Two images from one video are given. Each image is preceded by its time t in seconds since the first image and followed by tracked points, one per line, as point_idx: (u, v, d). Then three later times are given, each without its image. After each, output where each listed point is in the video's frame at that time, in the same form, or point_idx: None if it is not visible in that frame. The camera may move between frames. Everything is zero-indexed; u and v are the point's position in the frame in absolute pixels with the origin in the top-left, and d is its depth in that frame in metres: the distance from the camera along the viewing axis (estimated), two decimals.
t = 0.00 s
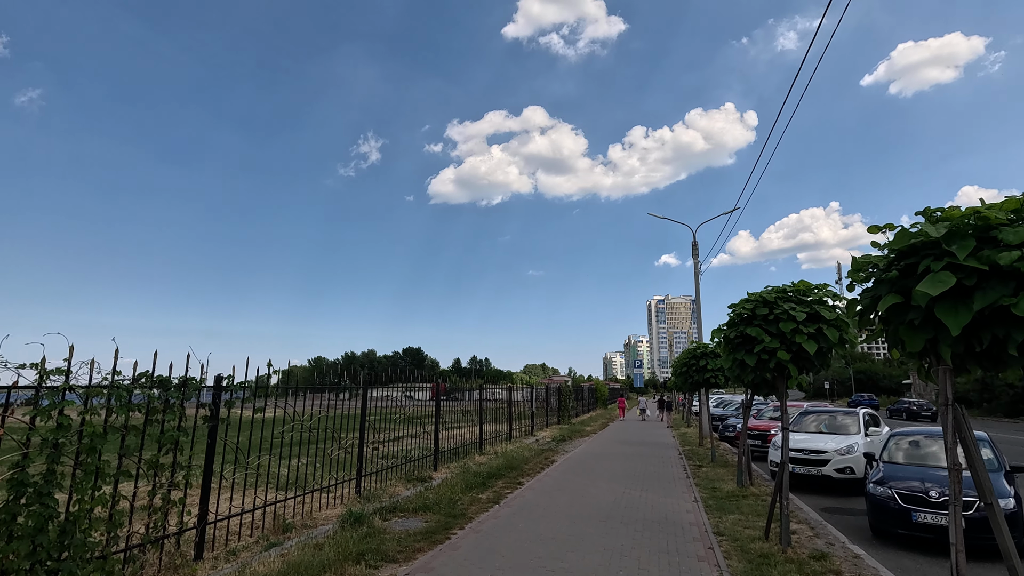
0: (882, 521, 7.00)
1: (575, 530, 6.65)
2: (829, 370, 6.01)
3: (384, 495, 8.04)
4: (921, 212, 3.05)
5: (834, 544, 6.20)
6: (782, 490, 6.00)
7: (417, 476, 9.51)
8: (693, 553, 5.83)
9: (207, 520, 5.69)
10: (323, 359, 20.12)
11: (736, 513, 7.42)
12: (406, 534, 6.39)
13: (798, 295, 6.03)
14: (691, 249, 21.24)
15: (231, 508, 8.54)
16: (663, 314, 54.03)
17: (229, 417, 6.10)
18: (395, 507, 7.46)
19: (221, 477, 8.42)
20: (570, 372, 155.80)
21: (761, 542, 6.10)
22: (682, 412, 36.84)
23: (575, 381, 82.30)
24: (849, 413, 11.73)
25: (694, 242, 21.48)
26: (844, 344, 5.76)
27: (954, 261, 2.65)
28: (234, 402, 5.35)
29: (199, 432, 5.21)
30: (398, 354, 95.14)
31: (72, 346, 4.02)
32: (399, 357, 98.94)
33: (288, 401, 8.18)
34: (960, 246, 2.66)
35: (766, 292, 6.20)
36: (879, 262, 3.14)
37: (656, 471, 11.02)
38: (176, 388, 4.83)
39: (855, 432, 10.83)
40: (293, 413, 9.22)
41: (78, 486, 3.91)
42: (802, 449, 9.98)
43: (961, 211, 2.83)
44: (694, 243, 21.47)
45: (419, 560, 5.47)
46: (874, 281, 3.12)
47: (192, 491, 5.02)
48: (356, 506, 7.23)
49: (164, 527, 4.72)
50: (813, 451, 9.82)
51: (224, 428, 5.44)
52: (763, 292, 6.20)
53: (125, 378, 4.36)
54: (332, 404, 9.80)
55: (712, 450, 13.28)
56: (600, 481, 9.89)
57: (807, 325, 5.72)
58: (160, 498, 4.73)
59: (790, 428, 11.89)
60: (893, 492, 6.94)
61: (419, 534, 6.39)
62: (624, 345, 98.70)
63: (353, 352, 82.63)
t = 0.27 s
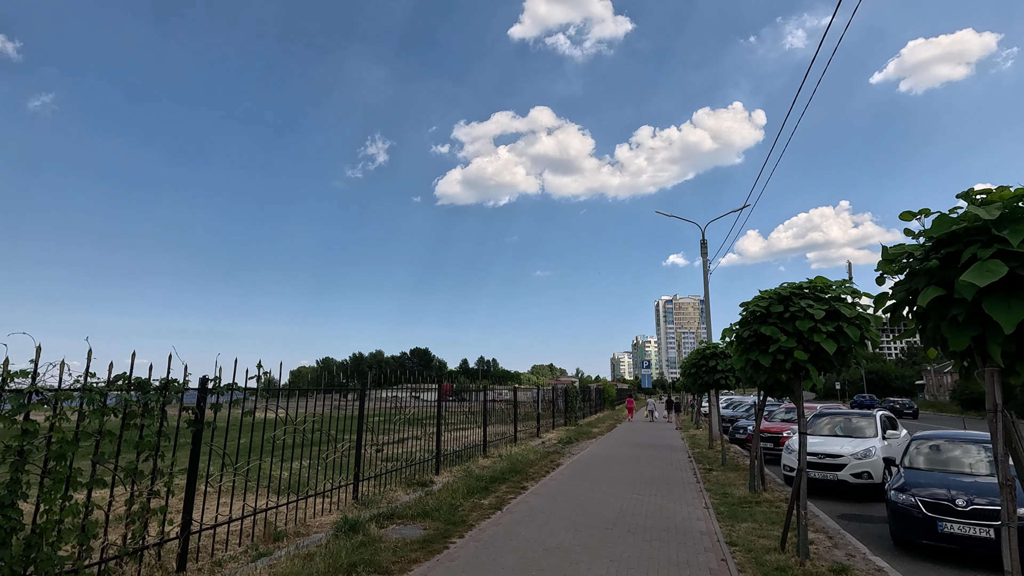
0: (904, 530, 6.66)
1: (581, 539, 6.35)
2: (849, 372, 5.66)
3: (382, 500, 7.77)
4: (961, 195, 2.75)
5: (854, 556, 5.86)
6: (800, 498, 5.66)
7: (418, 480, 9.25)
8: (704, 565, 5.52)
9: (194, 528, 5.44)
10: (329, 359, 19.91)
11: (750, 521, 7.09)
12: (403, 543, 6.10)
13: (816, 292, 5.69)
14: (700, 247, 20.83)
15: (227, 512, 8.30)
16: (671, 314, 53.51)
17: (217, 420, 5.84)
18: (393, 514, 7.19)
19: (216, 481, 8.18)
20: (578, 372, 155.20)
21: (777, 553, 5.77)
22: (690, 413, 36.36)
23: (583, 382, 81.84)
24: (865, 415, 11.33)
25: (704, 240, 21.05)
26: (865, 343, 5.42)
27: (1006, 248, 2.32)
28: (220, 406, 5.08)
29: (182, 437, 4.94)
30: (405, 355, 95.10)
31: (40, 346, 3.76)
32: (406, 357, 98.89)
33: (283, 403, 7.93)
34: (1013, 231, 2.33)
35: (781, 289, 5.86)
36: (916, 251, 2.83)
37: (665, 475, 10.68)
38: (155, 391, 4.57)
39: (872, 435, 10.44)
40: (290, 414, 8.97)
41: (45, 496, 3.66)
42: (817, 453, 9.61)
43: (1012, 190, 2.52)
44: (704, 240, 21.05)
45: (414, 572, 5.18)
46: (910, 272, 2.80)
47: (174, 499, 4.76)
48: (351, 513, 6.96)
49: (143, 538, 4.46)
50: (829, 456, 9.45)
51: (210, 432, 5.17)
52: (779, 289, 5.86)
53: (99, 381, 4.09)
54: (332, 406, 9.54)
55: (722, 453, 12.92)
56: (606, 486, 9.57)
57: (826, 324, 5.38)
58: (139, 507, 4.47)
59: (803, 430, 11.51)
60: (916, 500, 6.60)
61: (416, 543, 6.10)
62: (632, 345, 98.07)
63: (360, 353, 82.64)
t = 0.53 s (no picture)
0: (928, 537, 6.28)
1: (583, 545, 6.04)
2: (872, 369, 5.28)
3: (378, 502, 7.48)
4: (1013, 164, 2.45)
5: (875, 565, 5.51)
6: (818, 504, 5.28)
7: (417, 481, 8.96)
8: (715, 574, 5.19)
9: (174, 533, 5.17)
10: (339, 357, 19.69)
11: (762, 526, 6.75)
12: (397, 549, 5.80)
13: (836, 283, 5.31)
14: (709, 242, 20.40)
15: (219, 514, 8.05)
16: (679, 312, 53.01)
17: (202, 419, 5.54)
18: (388, 517, 6.90)
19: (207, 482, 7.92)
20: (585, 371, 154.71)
21: (792, 560, 5.44)
22: (699, 412, 35.89)
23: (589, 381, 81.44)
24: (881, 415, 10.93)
25: (713, 235, 20.61)
26: (888, 338, 5.06)
27: None
28: (200, 404, 4.80)
29: (159, 438, 4.63)
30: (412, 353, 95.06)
31: None
32: (413, 356, 98.85)
33: (275, 402, 7.66)
34: None
35: (798, 280, 5.48)
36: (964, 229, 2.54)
37: (673, 476, 10.33)
38: (128, 390, 4.29)
39: (889, 435, 10.03)
40: (284, 413, 8.70)
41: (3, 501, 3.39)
42: (832, 454, 9.22)
43: None
44: (713, 235, 20.61)
45: None
46: (956, 252, 2.48)
47: (150, 504, 4.46)
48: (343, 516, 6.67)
49: (113, 547, 4.19)
50: (845, 457, 9.07)
51: (188, 433, 4.87)
52: (796, 280, 5.48)
53: (60, 381, 3.80)
54: (328, 404, 9.27)
55: (733, 454, 12.54)
56: (612, 488, 9.24)
57: (847, 317, 5.01)
58: (110, 513, 4.20)
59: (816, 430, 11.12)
60: (941, 505, 6.23)
61: (411, 548, 5.81)
62: (640, 344, 97.40)
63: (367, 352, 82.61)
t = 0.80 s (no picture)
0: (946, 545, 5.95)
1: (580, 552, 5.73)
2: (888, 367, 4.94)
3: (367, 506, 7.17)
4: None
5: None
6: (831, 509, 4.93)
7: (410, 483, 8.65)
8: None
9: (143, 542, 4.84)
10: (338, 355, 19.36)
11: (770, 532, 6.42)
12: (385, 556, 5.47)
13: (851, 275, 4.97)
14: (713, 239, 20.05)
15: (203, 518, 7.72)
16: (681, 310, 52.63)
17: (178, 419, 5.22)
18: (376, 522, 6.58)
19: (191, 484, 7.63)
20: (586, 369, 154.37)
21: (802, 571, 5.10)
22: (701, 411, 35.54)
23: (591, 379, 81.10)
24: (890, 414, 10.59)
25: (717, 231, 20.25)
26: (907, 333, 4.72)
27: None
28: (169, 404, 4.47)
29: (125, 441, 4.30)
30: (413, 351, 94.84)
31: None
32: (415, 354, 98.66)
33: (259, 401, 7.34)
34: None
35: (811, 271, 5.14)
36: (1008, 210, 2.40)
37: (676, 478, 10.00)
38: (86, 388, 3.96)
39: (899, 435, 9.69)
40: (271, 412, 8.38)
41: None
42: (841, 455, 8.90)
43: None
44: (717, 232, 20.24)
45: None
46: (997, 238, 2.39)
47: (112, 511, 4.15)
48: (329, 521, 6.35)
49: (69, 558, 3.87)
50: (853, 458, 8.76)
51: (158, 434, 4.55)
52: (808, 271, 5.14)
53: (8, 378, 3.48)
54: (320, 403, 8.96)
55: (738, 454, 12.21)
56: (613, 489, 8.92)
57: (863, 310, 4.67)
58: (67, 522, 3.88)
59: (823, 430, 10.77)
60: (960, 511, 5.89)
61: (399, 556, 5.49)
62: (642, 342, 97.01)
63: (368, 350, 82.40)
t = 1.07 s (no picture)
0: (964, 551, 5.65)
1: (579, 559, 5.42)
2: (907, 364, 4.63)
3: (356, 509, 6.84)
4: None
5: None
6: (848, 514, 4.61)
7: (402, 485, 8.34)
8: None
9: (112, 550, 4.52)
10: (336, 353, 19.07)
11: (778, 537, 6.11)
12: (372, 563, 5.15)
13: (869, 265, 4.65)
14: (714, 235, 19.74)
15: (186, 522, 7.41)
16: (680, 308, 52.33)
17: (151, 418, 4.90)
18: (365, 526, 6.25)
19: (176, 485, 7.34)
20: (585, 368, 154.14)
21: None
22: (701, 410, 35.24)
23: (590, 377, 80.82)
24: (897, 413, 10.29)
25: (718, 227, 19.93)
26: (929, 327, 4.40)
27: None
28: (136, 402, 4.15)
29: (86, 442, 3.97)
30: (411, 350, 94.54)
31: None
32: (413, 353, 98.36)
33: (243, 400, 7.01)
34: None
35: (825, 260, 4.82)
36: None
37: (677, 479, 9.70)
38: (42, 386, 3.63)
39: (908, 435, 9.39)
40: (256, 410, 8.04)
41: None
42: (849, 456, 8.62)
43: None
44: (718, 228, 19.93)
45: None
46: None
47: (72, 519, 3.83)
48: (314, 525, 6.02)
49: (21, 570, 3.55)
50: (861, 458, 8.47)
51: (125, 435, 4.23)
52: (823, 261, 4.83)
53: None
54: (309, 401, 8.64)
55: (741, 454, 11.91)
56: (613, 491, 8.62)
57: (882, 302, 4.36)
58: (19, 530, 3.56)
59: (829, 429, 10.46)
60: (980, 515, 5.59)
61: (387, 563, 5.18)
62: (641, 341, 96.74)
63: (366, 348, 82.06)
